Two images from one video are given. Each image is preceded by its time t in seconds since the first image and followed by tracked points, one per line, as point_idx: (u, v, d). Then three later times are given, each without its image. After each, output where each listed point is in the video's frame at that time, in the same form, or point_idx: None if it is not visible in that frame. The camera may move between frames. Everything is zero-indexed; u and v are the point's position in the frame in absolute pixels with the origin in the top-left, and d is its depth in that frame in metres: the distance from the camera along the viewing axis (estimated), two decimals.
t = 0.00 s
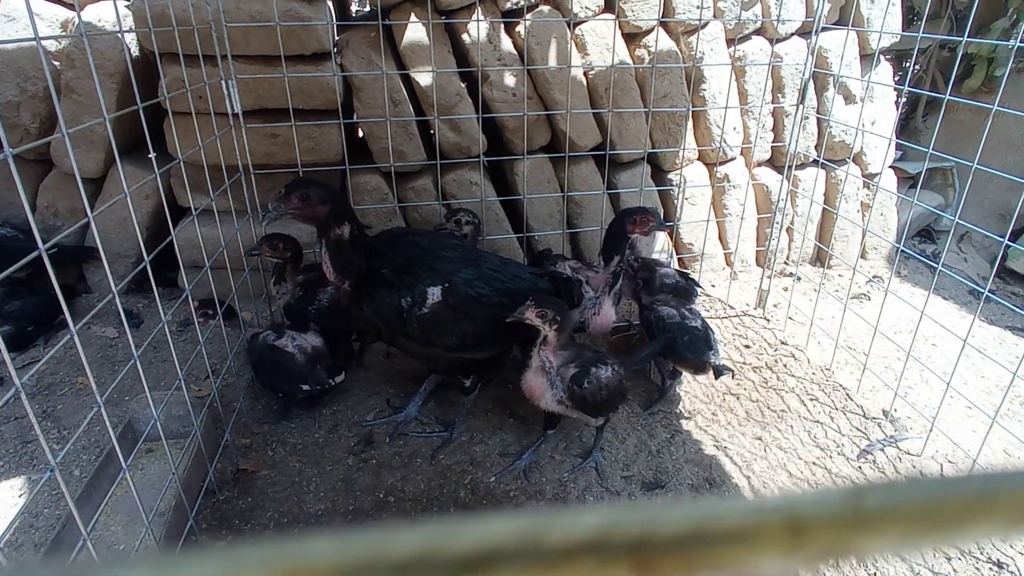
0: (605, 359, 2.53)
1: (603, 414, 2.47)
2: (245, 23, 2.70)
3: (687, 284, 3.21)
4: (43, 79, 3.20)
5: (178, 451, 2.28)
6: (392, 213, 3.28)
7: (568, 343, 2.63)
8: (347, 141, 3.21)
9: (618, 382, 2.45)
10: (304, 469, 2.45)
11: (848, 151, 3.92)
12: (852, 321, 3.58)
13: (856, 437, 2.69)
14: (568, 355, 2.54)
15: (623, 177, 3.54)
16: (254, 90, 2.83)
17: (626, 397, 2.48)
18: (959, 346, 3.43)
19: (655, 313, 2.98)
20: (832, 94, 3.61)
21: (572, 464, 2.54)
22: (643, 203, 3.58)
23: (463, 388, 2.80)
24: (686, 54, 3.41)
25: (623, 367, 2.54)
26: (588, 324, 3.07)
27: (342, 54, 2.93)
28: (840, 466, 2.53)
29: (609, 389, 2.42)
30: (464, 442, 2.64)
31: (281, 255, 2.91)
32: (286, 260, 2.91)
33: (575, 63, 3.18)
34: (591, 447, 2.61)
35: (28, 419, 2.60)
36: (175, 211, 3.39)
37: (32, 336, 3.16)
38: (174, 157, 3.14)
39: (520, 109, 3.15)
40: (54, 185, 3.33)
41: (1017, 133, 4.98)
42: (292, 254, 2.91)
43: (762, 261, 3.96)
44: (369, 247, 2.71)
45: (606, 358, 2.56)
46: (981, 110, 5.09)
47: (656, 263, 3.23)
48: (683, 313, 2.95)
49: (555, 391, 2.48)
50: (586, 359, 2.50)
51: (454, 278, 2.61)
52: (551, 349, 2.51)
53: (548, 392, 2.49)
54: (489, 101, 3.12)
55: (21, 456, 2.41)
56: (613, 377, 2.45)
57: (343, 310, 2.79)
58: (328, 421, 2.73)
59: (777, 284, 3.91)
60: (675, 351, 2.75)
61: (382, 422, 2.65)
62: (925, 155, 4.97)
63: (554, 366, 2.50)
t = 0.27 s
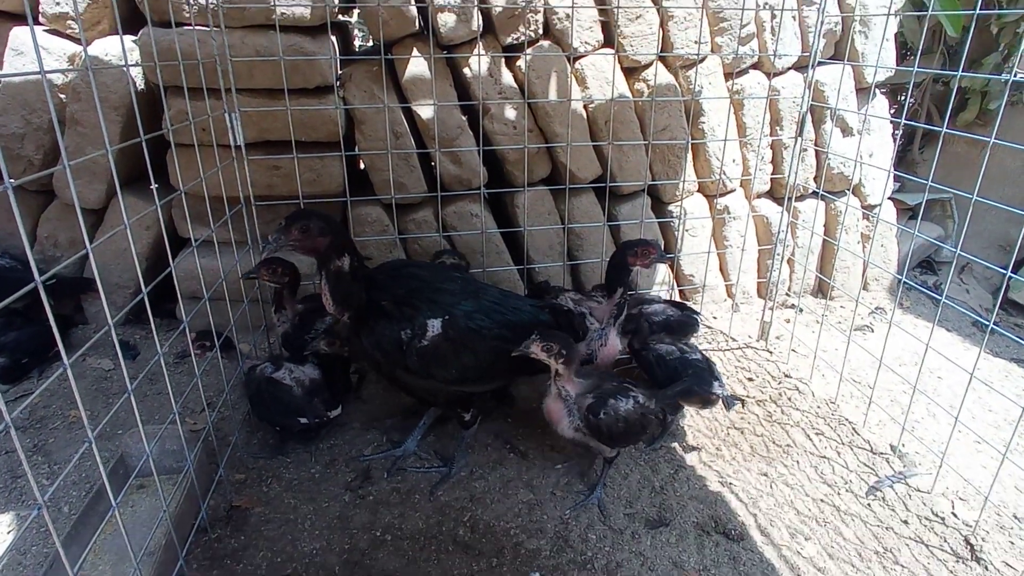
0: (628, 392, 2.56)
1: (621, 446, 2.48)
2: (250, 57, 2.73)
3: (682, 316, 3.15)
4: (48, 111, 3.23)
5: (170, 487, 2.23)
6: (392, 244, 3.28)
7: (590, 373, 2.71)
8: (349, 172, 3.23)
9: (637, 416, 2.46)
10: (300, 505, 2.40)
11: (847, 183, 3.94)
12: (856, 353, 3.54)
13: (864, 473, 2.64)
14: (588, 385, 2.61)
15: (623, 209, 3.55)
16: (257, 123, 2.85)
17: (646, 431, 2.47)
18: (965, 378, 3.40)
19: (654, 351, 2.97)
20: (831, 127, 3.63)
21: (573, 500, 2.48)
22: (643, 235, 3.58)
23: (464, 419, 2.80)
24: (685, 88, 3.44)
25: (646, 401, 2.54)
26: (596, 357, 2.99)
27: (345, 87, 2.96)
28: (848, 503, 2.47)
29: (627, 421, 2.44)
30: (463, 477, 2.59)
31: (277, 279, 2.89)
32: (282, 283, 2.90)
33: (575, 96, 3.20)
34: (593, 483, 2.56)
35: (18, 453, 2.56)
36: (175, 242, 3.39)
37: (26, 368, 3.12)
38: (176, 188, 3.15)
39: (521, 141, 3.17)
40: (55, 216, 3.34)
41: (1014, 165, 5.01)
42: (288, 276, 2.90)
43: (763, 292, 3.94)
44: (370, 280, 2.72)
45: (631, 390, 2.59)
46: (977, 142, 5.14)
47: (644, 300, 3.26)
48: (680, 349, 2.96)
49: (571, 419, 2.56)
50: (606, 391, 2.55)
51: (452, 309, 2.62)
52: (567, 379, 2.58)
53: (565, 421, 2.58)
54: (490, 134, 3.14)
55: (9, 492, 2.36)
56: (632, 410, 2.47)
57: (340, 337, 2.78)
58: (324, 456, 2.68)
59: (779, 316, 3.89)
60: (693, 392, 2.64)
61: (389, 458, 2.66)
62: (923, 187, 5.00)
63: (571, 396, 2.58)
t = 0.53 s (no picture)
0: (635, 406, 2.57)
1: (623, 459, 2.49)
2: (254, 75, 2.76)
3: (683, 331, 3.21)
4: (55, 128, 3.26)
5: (173, 503, 2.22)
6: (394, 259, 3.30)
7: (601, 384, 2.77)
8: (351, 188, 3.25)
9: (637, 430, 2.47)
10: (303, 521, 2.39)
11: (847, 195, 3.96)
12: (859, 366, 3.54)
13: (869, 485, 2.63)
14: (594, 396, 2.66)
15: (624, 223, 3.57)
16: (261, 139, 2.88)
17: (647, 447, 2.46)
18: (969, 390, 3.39)
19: (656, 368, 3.00)
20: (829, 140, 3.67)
21: (577, 515, 2.47)
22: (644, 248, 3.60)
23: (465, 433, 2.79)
24: (684, 103, 3.47)
25: (652, 417, 2.54)
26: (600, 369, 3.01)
27: (348, 103, 2.99)
28: (854, 517, 2.46)
29: (628, 434, 2.46)
30: (466, 492, 2.58)
31: (276, 292, 2.85)
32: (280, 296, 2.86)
33: (575, 111, 3.23)
34: (597, 498, 2.55)
35: (21, 469, 2.55)
36: (179, 257, 3.40)
37: (29, 384, 3.12)
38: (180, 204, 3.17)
39: (522, 156, 3.20)
40: (60, 232, 3.36)
41: (1013, 177, 5.04)
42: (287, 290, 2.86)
43: (765, 305, 3.95)
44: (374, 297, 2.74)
45: (640, 405, 2.60)
46: (975, 154, 5.17)
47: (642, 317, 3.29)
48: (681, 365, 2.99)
49: (573, 427, 2.63)
50: (610, 402, 2.58)
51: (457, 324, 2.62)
52: (572, 388, 2.66)
53: (568, 427, 2.66)
54: (492, 148, 3.16)
55: (11, 508, 2.35)
56: (634, 424, 2.48)
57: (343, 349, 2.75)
58: (327, 471, 2.67)
59: (781, 328, 3.89)
60: (703, 404, 2.68)
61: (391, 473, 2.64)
62: (923, 199, 5.02)
63: (575, 404, 2.65)
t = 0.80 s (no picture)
0: (640, 408, 2.56)
1: (627, 460, 2.49)
2: (254, 80, 2.77)
3: (688, 330, 3.25)
4: (56, 135, 3.28)
5: (178, 508, 2.22)
6: (396, 262, 3.30)
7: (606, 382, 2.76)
8: (352, 191, 3.26)
9: (642, 432, 2.46)
10: (308, 525, 2.39)
11: (847, 194, 3.96)
12: (862, 364, 3.54)
13: (873, 483, 2.62)
14: (599, 396, 2.65)
15: (626, 224, 3.57)
16: (262, 144, 2.89)
17: (652, 449, 2.46)
18: (972, 387, 3.38)
19: (660, 365, 2.95)
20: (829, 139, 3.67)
21: (582, 516, 2.47)
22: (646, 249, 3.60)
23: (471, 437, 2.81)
24: (683, 103, 3.48)
25: (657, 419, 2.53)
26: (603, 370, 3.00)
27: (348, 108, 3.00)
28: (859, 515, 2.45)
29: (632, 436, 2.46)
30: (471, 494, 2.57)
31: (279, 295, 2.91)
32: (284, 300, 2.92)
33: (575, 113, 3.24)
34: (601, 498, 2.54)
35: (26, 476, 2.55)
36: (181, 263, 3.41)
37: (34, 390, 3.13)
38: (182, 209, 3.19)
39: (522, 158, 3.20)
40: (63, 239, 3.37)
41: (1014, 173, 5.04)
42: (290, 293, 2.92)
43: (767, 304, 3.95)
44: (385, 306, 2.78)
45: (645, 406, 2.59)
46: (976, 151, 5.17)
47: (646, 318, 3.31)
48: (687, 368, 2.95)
49: (577, 426, 2.64)
50: (615, 403, 2.57)
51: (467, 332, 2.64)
52: (576, 388, 2.66)
53: (572, 427, 2.67)
54: (492, 151, 3.17)
55: (17, 515, 2.36)
56: (639, 426, 2.48)
57: (343, 365, 2.75)
58: (332, 475, 2.67)
59: (783, 327, 3.89)
60: (712, 410, 2.66)
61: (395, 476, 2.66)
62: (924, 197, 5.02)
63: (580, 404, 2.65)
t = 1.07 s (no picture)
0: (644, 407, 2.56)
1: (631, 462, 2.49)
2: (255, 82, 2.77)
3: (694, 324, 3.25)
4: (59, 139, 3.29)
5: (183, 510, 2.22)
6: (399, 263, 3.31)
7: (610, 382, 2.76)
8: (354, 193, 3.26)
9: (645, 432, 2.46)
10: (312, 526, 2.40)
11: (850, 191, 3.96)
12: (866, 362, 3.53)
13: (879, 482, 2.62)
14: (603, 395, 2.65)
15: (628, 223, 3.57)
16: (264, 146, 2.90)
17: (655, 449, 2.46)
18: (977, 384, 3.37)
19: (665, 351, 2.95)
20: (831, 136, 3.66)
21: (586, 516, 2.47)
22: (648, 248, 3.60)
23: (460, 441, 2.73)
24: (685, 102, 3.47)
25: (661, 419, 2.52)
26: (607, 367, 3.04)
27: (350, 109, 3.00)
28: (864, 514, 2.45)
29: (635, 436, 2.45)
30: (475, 495, 2.57)
31: (281, 298, 2.91)
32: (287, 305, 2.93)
33: (576, 113, 3.23)
34: (606, 499, 2.54)
35: (32, 479, 2.56)
36: (184, 265, 3.42)
37: (39, 394, 3.14)
38: (185, 212, 3.20)
39: (524, 158, 3.20)
40: (66, 242, 3.38)
41: (1018, 169, 5.02)
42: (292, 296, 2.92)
43: (770, 302, 3.94)
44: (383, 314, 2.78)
45: (650, 406, 2.59)
46: (979, 148, 5.16)
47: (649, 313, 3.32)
48: (690, 358, 2.93)
49: (581, 425, 2.64)
50: (619, 402, 2.57)
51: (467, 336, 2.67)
52: (581, 387, 2.67)
53: (576, 425, 2.67)
54: (494, 151, 3.17)
55: (23, 518, 2.36)
56: (642, 425, 2.48)
57: (338, 375, 2.60)
58: (336, 476, 2.68)
59: (787, 325, 3.88)
60: (716, 409, 2.65)
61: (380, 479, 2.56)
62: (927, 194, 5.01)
63: (583, 403, 2.65)
